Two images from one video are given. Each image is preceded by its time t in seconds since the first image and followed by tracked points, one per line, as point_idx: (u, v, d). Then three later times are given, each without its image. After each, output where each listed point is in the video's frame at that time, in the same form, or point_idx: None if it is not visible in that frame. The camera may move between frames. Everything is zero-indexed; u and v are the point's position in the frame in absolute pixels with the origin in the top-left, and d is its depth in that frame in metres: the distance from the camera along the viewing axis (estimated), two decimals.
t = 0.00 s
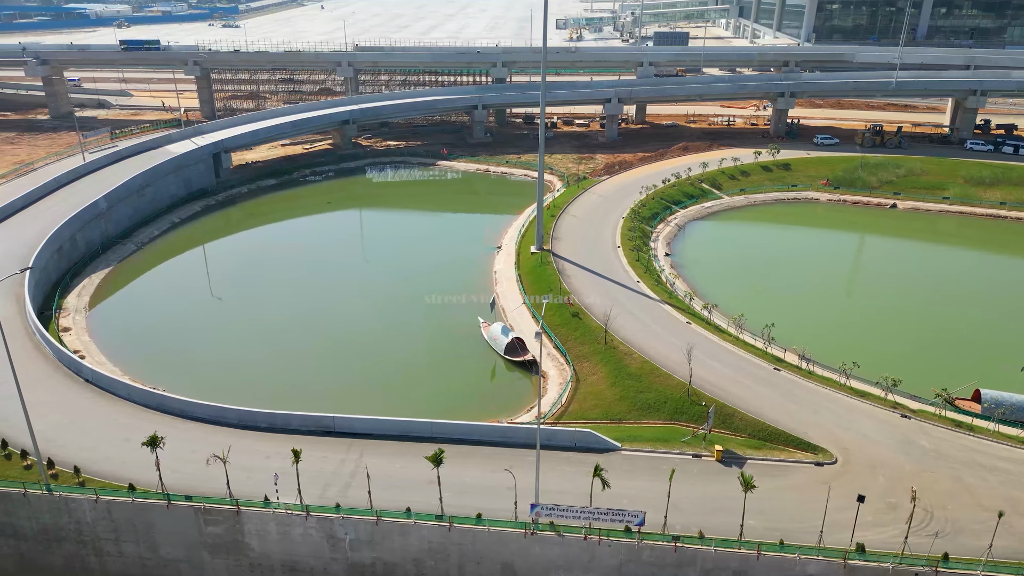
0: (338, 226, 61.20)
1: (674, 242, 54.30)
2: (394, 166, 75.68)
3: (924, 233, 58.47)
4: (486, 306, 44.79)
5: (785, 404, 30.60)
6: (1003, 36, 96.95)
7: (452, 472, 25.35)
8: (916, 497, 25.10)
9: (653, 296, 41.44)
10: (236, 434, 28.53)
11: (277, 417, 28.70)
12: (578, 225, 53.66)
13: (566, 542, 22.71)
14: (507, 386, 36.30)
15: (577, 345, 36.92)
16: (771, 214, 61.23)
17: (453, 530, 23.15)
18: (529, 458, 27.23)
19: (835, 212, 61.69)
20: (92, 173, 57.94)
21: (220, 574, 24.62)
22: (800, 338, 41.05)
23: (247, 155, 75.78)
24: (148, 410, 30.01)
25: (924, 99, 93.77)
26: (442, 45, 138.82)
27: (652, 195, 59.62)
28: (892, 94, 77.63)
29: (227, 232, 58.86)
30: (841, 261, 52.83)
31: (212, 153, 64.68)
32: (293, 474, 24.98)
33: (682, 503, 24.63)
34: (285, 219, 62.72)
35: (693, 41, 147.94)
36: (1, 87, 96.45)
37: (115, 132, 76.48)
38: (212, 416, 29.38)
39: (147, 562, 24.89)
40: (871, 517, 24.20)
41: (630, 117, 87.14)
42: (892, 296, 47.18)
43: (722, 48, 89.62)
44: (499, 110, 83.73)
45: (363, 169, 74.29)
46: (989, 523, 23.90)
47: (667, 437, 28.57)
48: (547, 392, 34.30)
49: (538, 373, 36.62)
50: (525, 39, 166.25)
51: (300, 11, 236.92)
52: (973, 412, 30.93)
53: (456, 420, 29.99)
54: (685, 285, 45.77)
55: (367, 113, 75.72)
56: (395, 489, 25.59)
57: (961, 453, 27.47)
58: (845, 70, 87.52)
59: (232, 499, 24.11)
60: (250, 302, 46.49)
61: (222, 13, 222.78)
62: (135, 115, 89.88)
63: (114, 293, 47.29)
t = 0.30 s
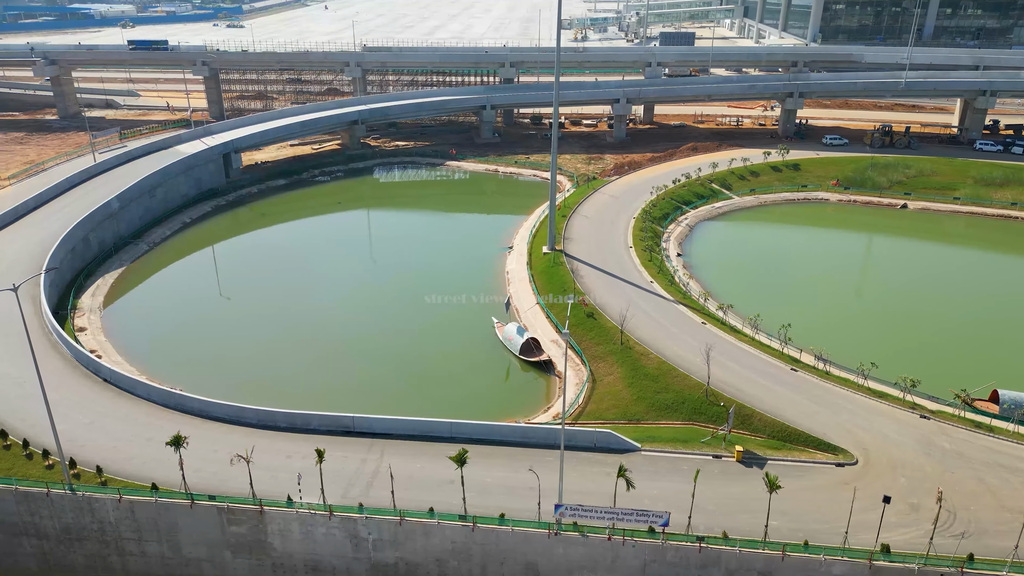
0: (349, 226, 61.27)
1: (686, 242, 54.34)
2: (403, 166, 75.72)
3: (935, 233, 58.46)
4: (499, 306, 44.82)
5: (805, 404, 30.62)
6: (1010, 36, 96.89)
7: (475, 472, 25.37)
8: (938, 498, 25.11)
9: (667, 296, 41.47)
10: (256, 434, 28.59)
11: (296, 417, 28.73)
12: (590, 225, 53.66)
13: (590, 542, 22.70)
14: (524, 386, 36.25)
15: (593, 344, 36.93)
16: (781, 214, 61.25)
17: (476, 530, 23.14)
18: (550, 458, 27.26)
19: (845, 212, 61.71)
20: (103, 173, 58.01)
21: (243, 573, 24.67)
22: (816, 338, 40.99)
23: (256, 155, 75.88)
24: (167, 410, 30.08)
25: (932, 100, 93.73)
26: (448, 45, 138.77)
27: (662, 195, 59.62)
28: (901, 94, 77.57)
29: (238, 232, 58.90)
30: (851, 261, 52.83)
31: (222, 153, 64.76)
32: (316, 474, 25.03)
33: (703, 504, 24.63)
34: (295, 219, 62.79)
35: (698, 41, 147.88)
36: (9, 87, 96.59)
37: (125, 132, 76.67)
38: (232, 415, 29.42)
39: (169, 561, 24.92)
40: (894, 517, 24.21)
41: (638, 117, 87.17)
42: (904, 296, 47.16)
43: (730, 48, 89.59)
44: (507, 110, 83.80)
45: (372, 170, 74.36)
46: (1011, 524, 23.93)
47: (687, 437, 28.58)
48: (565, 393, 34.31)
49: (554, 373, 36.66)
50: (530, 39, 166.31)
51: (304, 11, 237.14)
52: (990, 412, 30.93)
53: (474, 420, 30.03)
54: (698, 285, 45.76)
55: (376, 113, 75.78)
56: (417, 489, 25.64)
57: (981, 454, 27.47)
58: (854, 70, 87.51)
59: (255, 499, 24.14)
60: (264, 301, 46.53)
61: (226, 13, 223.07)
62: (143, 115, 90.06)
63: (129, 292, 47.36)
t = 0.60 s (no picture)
0: (359, 225, 61.35)
1: (697, 242, 54.31)
2: (412, 166, 75.78)
3: (945, 233, 58.43)
4: (513, 306, 44.86)
5: (824, 405, 30.62)
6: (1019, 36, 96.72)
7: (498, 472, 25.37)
8: (961, 499, 25.10)
9: (681, 297, 41.46)
10: (275, 434, 28.60)
11: (316, 417, 28.75)
12: (601, 225, 53.67)
13: (615, 543, 22.68)
14: (540, 386, 36.22)
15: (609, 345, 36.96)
16: (791, 214, 61.19)
17: (500, 530, 23.14)
18: (570, 458, 27.26)
19: (855, 212, 61.66)
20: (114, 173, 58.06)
21: (265, 573, 24.69)
22: (831, 339, 40.91)
23: (265, 155, 75.99)
24: (186, 409, 30.10)
25: (940, 100, 93.64)
26: (453, 45, 138.89)
27: (673, 196, 59.62)
28: (910, 95, 77.50)
29: (248, 233, 58.93)
30: (862, 261, 52.78)
31: (232, 153, 64.83)
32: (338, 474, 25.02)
33: (726, 505, 24.60)
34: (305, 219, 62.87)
35: (703, 41, 147.85)
36: (17, 88, 96.79)
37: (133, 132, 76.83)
38: (250, 415, 29.44)
39: (191, 561, 24.95)
40: (917, 518, 24.19)
41: (646, 117, 87.17)
42: (917, 296, 47.08)
43: (738, 48, 89.52)
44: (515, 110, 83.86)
45: (381, 170, 74.43)
46: None
47: (706, 438, 28.58)
48: (582, 393, 34.30)
49: (569, 373, 36.67)
50: (534, 40, 166.41)
51: (308, 11, 237.36)
52: (1009, 413, 30.90)
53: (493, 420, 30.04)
54: (711, 285, 45.70)
55: (385, 113, 75.83)
56: (439, 489, 25.63)
57: (1002, 454, 27.45)
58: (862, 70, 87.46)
59: (278, 499, 24.16)
60: (277, 301, 46.55)
61: (230, 13, 223.32)
62: (151, 116, 90.23)
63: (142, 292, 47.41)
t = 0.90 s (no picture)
0: (368, 225, 61.43)
1: (707, 243, 54.30)
2: (419, 167, 75.82)
3: (954, 233, 58.44)
4: (525, 306, 44.86)
5: (841, 406, 30.64)
6: None
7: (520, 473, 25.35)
8: (982, 500, 25.09)
9: (694, 297, 41.45)
10: (293, 434, 28.60)
11: (334, 417, 28.74)
12: (612, 225, 53.67)
13: (638, 544, 22.69)
14: (554, 386, 36.23)
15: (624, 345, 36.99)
16: (799, 215, 61.16)
17: (523, 531, 23.14)
18: (589, 459, 27.24)
19: (863, 213, 61.63)
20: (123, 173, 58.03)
21: (287, 573, 24.70)
22: (845, 340, 40.87)
23: (273, 155, 76.11)
24: (204, 410, 30.09)
25: (946, 100, 93.60)
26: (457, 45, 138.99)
27: (683, 196, 59.60)
28: (918, 95, 77.45)
29: (258, 233, 58.93)
30: (872, 261, 52.78)
31: (241, 153, 64.82)
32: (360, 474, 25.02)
33: (747, 506, 24.59)
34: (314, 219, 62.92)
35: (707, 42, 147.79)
36: (22, 88, 96.80)
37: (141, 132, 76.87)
38: (268, 415, 29.42)
39: (212, 561, 24.96)
40: (939, 519, 24.17)
41: (652, 117, 87.18)
42: (927, 297, 47.06)
43: (745, 48, 89.46)
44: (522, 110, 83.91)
45: (388, 170, 74.45)
46: None
47: (724, 439, 28.57)
48: (597, 393, 34.29)
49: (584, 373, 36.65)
50: (538, 40, 166.36)
51: (310, 11, 237.38)
52: None
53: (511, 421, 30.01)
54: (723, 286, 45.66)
55: (392, 113, 75.83)
56: (459, 489, 25.63)
57: (1021, 455, 27.43)
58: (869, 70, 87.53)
59: (300, 500, 24.16)
60: (289, 301, 46.56)
61: (233, 13, 223.35)
62: (157, 116, 90.29)
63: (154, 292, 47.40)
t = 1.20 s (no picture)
0: (376, 225, 61.43)
1: (717, 243, 54.24)
2: (426, 167, 75.85)
3: (964, 233, 58.38)
4: (537, 306, 44.84)
5: (858, 406, 30.69)
6: None
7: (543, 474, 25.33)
8: (1004, 501, 25.07)
9: (707, 298, 41.41)
10: (312, 434, 28.60)
11: (352, 418, 28.74)
12: (622, 225, 53.63)
13: (662, 545, 22.66)
14: (570, 386, 36.13)
15: (638, 346, 36.97)
16: (808, 215, 61.12)
17: (546, 532, 23.10)
18: (608, 459, 27.24)
19: (872, 213, 61.59)
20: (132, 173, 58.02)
21: (308, 574, 24.69)
22: (860, 340, 40.76)
23: (281, 155, 76.19)
24: (222, 410, 30.10)
25: (952, 101, 93.53)
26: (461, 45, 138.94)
27: (692, 196, 59.56)
28: (926, 95, 77.42)
29: (267, 233, 58.91)
30: (880, 261, 52.74)
31: (250, 153, 64.82)
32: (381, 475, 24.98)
33: (769, 507, 24.57)
34: (324, 219, 62.92)
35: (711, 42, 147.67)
36: (28, 88, 96.97)
37: (148, 132, 76.97)
38: (286, 415, 29.43)
39: (232, 562, 24.94)
40: (962, 520, 24.12)
41: (659, 117, 87.20)
42: (939, 297, 46.96)
43: (751, 48, 89.44)
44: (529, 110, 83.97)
45: (396, 170, 74.46)
46: None
47: (743, 440, 28.56)
48: (613, 394, 34.24)
49: (599, 374, 36.61)
50: (541, 40, 166.17)
51: (312, 11, 237.32)
52: None
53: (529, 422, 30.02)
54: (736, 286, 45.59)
55: (400, 113, 75.86)
56: (481, 490, 25.62)
57: None
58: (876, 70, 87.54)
59: (322, 500, 24.15)
60: (299, 301, 46.56)
61: (236, 13, 223.33)
62: (163, 116, 90.39)
63: (167, 292, 47.42)
